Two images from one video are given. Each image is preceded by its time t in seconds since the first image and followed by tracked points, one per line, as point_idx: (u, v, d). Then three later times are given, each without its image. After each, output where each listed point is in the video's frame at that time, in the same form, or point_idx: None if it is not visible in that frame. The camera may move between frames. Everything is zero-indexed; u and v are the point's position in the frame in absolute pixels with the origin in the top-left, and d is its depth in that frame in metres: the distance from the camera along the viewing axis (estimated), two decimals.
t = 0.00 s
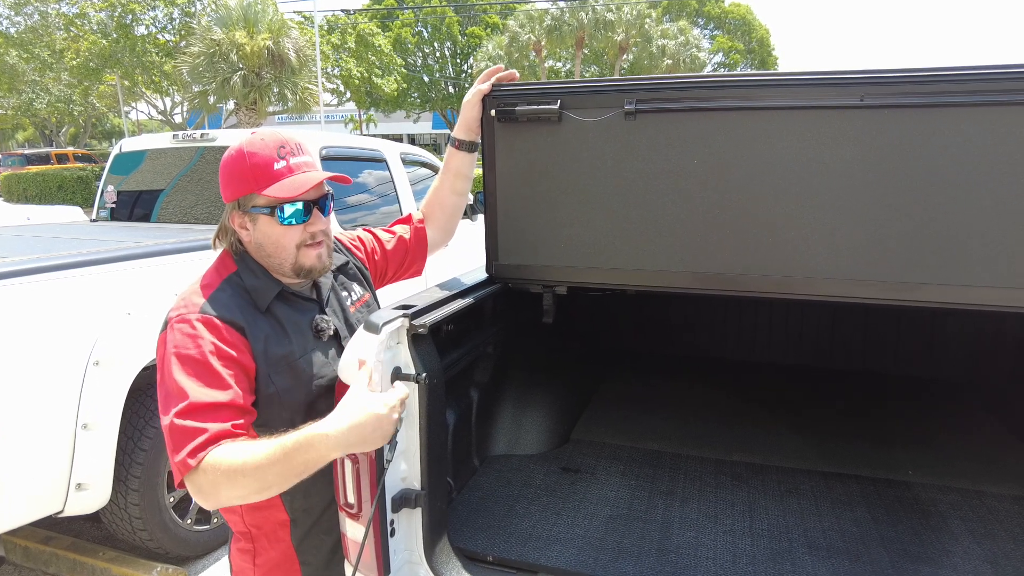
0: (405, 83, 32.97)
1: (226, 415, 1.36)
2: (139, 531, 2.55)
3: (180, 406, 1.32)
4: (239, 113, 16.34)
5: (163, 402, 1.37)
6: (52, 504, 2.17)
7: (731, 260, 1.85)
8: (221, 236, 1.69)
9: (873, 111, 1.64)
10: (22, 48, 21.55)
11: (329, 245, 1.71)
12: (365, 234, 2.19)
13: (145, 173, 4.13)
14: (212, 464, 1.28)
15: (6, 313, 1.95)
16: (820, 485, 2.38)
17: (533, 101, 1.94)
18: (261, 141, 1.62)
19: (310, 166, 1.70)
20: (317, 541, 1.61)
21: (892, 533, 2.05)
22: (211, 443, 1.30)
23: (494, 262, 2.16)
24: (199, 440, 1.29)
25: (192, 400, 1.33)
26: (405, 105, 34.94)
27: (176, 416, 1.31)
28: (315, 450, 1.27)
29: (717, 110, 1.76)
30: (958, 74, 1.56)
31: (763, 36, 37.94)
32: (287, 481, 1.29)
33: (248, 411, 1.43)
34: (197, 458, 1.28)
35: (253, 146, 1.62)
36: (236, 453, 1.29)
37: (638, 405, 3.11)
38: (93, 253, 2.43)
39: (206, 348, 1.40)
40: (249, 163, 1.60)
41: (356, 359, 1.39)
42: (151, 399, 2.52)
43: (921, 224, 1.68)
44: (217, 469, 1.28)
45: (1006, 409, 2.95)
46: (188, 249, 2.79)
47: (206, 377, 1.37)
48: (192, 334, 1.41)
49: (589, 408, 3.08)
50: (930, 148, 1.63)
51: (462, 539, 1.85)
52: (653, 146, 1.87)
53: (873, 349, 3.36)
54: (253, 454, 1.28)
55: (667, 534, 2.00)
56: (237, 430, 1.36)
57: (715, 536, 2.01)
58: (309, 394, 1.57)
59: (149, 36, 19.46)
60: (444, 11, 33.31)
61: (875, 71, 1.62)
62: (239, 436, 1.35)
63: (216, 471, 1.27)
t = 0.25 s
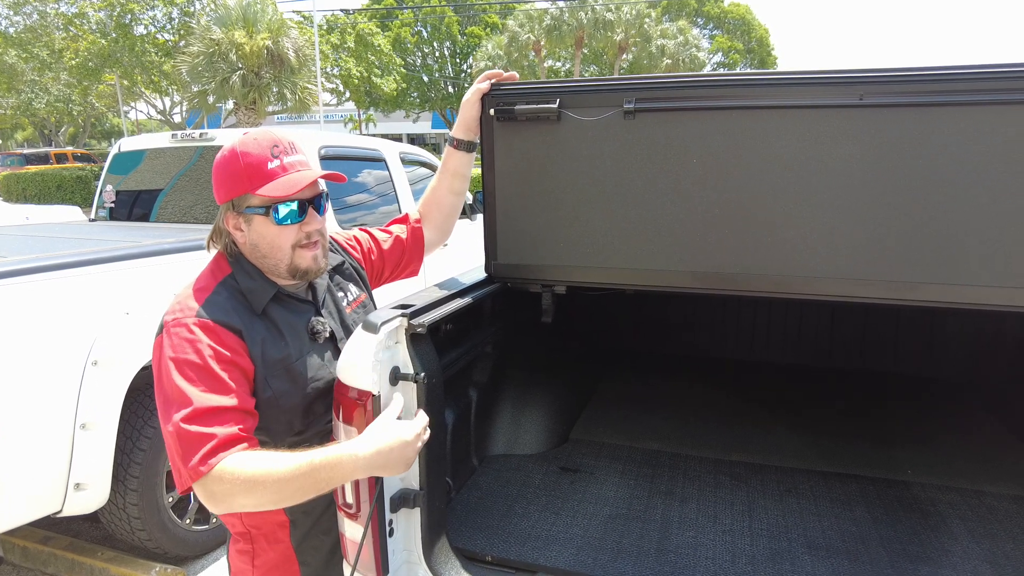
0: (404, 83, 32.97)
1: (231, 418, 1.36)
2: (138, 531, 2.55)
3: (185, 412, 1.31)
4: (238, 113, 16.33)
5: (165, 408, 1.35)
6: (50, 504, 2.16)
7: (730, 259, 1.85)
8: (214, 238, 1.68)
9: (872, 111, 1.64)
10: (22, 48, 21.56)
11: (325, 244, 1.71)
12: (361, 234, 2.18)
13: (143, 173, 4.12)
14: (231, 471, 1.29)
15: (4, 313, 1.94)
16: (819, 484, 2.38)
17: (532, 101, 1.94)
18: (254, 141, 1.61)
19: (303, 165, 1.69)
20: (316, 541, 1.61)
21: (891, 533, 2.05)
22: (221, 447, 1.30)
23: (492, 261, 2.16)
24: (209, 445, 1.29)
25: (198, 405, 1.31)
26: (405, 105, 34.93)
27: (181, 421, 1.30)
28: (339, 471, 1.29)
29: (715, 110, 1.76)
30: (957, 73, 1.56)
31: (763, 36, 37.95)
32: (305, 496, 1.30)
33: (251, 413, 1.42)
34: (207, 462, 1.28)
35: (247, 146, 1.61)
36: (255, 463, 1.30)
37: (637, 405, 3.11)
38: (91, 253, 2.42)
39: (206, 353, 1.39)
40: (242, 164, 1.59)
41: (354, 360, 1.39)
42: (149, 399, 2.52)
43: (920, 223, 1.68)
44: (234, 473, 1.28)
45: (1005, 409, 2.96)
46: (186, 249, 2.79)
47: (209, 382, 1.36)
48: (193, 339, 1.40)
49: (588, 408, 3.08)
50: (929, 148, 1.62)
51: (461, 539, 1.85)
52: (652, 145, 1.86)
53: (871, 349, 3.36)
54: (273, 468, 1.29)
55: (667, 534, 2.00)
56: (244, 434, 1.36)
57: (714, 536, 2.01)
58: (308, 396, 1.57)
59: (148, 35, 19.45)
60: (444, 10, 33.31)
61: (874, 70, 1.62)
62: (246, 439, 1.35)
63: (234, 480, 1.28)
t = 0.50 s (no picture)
0: (404, 83, 32.96)
1: (237, 417, 1.36)
2: (137, 531, 2.55)
3: (190, 412, 1.31)
4: (237, 113, 16.33)
5: (169, 409, 1.34)
6: (49, 504, 2.16)
7: (729, 259, 1.85)
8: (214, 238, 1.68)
9: (870, 111, 1.64)
10: (21, 48, 21.54)
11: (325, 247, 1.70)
12: (359, 234, 2.18)
13: (142, 173, 4.12)
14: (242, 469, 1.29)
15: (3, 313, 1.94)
16: (817, 484, 2.38)
17: (529, 101, 1.94)
18: (255, 142, 1.62)
19: (304, 168, 1.69)
20: (315, 541, 1.61)
21: (889, 533, 2.05)
22: (229, 445, 1.30)
23: (491, 262, 2.17)
24: (217, 443, 1.29)
25: (204, 405, 1.32)
26: (404, 105, 34.92)
27: (187, 421, 1.30)
28: (352, 464, 1.30)
29: (714, 110, 1.76)
30: (955, 74, 1.56)
31: (762, 36, 37.96)
32: (317, 491, 1.31)
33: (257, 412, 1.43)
34: (217, 460, 1.28)
35: (247, 148, 1.61)
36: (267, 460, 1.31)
37: (636, 405, 3.11)
38: (89, 253, 2.42)
39: (208, 354, 1.39)
40: (243, 165, 1.59)
41: (353, 360, 1.39)
42: (148, 399, 2.52)
43: (918, 224, 1.68)
44: (244, 470, 1.29)
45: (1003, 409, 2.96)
46: (185, 249, 2.79)
47: (213, 381, 1.37)
48: (195, 340, 1.40)
49: (587, 408, 3.08)
50: (927, 148, 1.63)
51: (459, 539, 1.85)
52: (650, 145, 1.86)
53: (870, 349, 3.37)
54: (288, 464, 1.29)
55: (666, 534, 2.00)
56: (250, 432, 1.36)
57: (713, 535, 2.01)
58: (308, 397, 1.58)
59: (147, 35, 19.43)
60: (443, 10, 33.30)
61: (873, 70, 1.62)
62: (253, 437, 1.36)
63: (246, 478, 1.28)
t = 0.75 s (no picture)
0: (403, 83, 32.91)
1: (241, 414, 1.36)
2: (137, 531, 2.56)
3: (195, 409, 1.31)
4: (236, 113, 16.32)
5: (171, 407, 1.34)
6: (48, 504, 2.16)
7: (727, 259, 1.86)
8: (216, 238, 1.70)
9: (869, 111, 1.65)
10: (20, 48, 21.53)
11: (319, 249, 1.69)
12: (361, 235, 2.19)
13: (142, 173, 4.13)
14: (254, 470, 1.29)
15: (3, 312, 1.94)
16: (816, 483, 2.38)
17: (528, 101, 1.94)
18: (252, 142, 1.62)
19: (301, 169, 1.66)
20: (315, 541, 1.62)
21: (888, 532, 2.06)
22: (235, 442, 1.31)
23: (490, 261, 2.17)
24: (222, 440, 1.29)
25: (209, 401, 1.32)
26: (404, 105, 34.91)
27: (193, 419, 1.30)
28: (362, 482, 1.30)
29: (713, 110, 1.76)
30: (954, 74, 1.56)
31: (762, 36, 38.00)
32: (327, 503, 1.31)
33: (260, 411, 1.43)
34: (224, 456, 1.28)
35: (245, 148, 1.62)
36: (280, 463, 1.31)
37: (635, 405, 3.12)
38: (89, 253, 2.42)
39: (211, 352, 1.39)
40: (238, 164, 1.60)
41: (352, 361, 1.40)
42: (147, 399, 2.52)
43: (916, 224, 1.68)
44: (253, 467, 1.29)
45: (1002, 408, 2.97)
46: (185, 249, 2.79)
47: (217, 379, 1.37)
48: (198, 339, 1.40)
49: (586, 407, 3.08)
50: (925, 148, 1.63)
51: (459, 538, 1.86)
52: (649, 145, 1.87)
53: (869, 348, 3.37)
54: (301, 471, 1.30)
55: (664, 533, 2.01)
56: (255, 429, 1.37)
57: (711, 535, 2.01)
58: (308, 399, 1.58)
59: (146, 35, 19.43)
60: (443, 10, 33.31)
61: (872, 70, 1.62)
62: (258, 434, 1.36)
63: (257, 478, 1.28)
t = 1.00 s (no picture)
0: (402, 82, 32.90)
1: (244, 411, 1.37)
2: (136, 530, 2.55)
3: (197, 405, 1.31)
4: (236, 114, 16.32)
5: (173, 403, 1.34)
6: (48, 504, 2.16)
7: (727, 258, 1.86)
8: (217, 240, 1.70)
9: (868, 110, 1.65)
10: (19, 48, 21.52)
11: (308, 254, 1.66)
12: (362, 235, 2.19)
13: (141, 172, 4.12)
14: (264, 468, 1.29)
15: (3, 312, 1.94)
16: (816, 482, 2.39)
17: (528, 100, 1.94)
18: (244, 145, 1.63)
19: (290, 173, 1.63)
20: (315, 540, 1.62)
21: (887, 531, 2.06)
22: (240, 438, 1.31)
23: (490, 260, 2.17)
24: (226, 436, 1.30)
25: (213, 397, 1.33)
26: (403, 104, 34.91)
27: (195, 415, 1.30)
28: (365, 496, 1.31)
29: (713, 109, 1.76)
30: (953, 73, 1.56)
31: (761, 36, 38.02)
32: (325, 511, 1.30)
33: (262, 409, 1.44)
34: (227, 452, 1.29)
35: (239, 150, 1.63)
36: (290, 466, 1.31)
37: (635, 404, 3.12)
38: (88, 252, 2.42)
39: (211, 349, 1.39)
40: (230, 167, 1.61)
41: (352, 360, 1.39)
42: (147, 398, 2.52)
43: (915, 223, 1.69)
44: (259, 463, 1.30)
45: (1002, 408, 2.97)
46: (185, 248, 2.79)
47: (220, 376, 1.37)
48: (201, 335, 1.41)
49: (586, 407, 3.09)
50: (925, 147, 1.63)
51: (459, 537, 1.86)
52: (649, 144, 1.87)
53: (868, 347, 3.37)
54: (310, 477, 1.29)
55: (664, 532, 2.01)
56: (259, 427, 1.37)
57: (711, 534, 2.01)
58: (308, 398, 1.57)
59: (145, 34, 19.43)
60: (442, 10, 33.31)
61: (871, 69, 1.62)
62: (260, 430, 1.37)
63: (263, 477, 1.28)
